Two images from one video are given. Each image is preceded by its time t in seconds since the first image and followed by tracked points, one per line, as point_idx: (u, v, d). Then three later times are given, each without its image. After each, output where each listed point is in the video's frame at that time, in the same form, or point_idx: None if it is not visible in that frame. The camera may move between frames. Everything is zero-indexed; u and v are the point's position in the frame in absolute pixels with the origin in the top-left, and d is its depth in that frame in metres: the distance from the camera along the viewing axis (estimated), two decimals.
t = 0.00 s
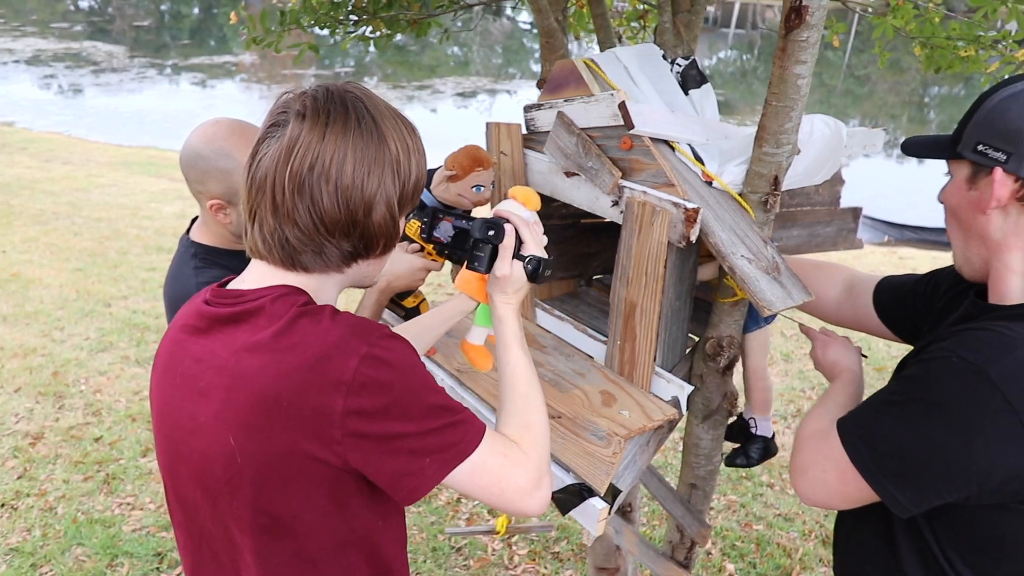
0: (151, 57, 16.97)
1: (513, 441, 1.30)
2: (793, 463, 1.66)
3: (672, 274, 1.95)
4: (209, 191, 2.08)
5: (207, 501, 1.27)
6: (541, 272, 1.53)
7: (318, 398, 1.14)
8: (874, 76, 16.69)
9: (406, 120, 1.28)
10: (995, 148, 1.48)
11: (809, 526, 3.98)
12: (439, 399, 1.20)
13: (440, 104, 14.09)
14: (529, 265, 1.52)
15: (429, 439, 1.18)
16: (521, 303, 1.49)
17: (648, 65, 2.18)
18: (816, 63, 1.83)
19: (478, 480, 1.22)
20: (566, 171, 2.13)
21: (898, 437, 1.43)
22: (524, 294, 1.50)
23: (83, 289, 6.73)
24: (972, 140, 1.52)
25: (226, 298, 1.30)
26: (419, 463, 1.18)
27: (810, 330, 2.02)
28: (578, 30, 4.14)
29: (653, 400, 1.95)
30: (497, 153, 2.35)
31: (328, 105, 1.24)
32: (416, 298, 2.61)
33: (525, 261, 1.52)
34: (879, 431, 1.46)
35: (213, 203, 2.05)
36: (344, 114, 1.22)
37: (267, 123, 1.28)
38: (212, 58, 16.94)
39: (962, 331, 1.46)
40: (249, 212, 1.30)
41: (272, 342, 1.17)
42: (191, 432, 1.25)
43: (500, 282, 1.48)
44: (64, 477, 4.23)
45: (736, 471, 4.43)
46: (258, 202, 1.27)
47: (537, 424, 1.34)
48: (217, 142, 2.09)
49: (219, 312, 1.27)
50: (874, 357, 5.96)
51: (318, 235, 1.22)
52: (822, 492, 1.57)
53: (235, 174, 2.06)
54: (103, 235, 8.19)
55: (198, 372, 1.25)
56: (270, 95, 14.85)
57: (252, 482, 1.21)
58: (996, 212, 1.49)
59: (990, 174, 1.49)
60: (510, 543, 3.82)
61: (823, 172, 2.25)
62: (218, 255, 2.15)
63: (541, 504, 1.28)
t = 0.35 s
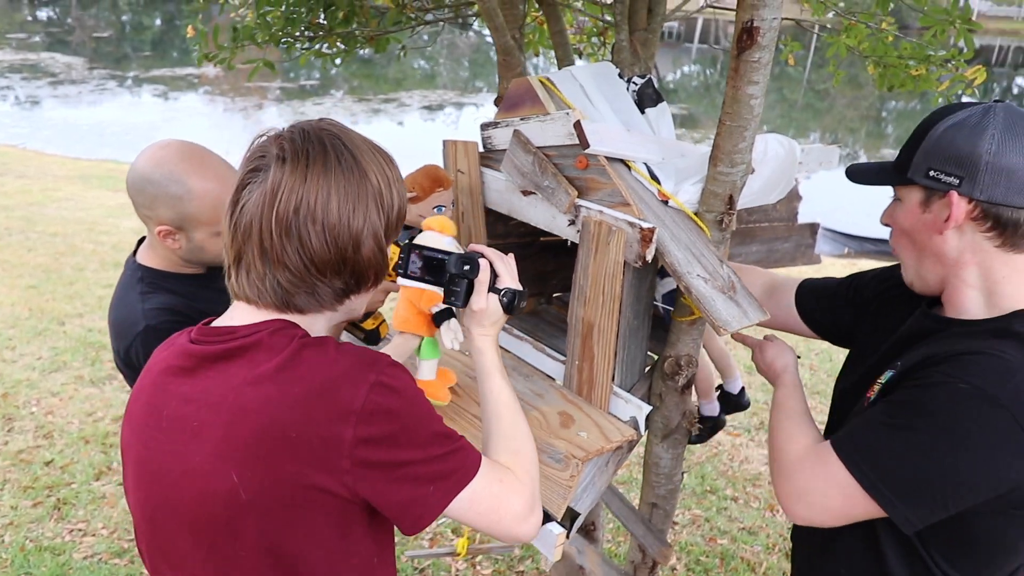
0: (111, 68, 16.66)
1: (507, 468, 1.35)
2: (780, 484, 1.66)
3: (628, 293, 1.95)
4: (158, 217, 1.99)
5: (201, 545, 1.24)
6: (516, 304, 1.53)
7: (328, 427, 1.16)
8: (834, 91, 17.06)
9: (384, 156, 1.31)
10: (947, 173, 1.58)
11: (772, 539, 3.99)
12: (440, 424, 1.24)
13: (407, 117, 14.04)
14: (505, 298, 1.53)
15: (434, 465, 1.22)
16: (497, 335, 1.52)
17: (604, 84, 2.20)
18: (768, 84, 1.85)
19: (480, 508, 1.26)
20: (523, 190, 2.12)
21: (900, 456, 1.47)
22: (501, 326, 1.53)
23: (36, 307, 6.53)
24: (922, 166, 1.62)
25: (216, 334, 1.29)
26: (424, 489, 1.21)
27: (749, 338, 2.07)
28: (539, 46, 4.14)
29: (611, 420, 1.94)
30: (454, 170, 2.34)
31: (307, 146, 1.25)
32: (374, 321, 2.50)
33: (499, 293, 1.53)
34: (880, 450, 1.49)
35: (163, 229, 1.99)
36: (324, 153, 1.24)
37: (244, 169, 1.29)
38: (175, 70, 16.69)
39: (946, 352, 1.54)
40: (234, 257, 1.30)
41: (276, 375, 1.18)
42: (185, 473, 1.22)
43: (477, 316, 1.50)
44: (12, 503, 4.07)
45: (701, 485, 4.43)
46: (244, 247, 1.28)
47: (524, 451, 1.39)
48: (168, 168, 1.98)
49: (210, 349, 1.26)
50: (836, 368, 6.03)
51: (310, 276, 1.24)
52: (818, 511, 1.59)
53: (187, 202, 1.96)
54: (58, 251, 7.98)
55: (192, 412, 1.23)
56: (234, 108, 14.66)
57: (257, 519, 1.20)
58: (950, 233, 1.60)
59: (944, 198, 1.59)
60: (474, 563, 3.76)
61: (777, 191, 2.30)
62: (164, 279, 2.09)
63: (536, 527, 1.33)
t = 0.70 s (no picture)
0: (101, 73, 16.56)
1: (520, 455, 1.43)
2: (823, 486, 1.56)
3: (620, 303, 1.93)
4: (145, 241, 1.96)
5: (229, 522, 1.31)
6: (515, 307, 1.63)
7: (364, 413, 1.27)
8: (824, 95, 17.13)
9: (397, 184, 1.42)
10: (953, 175, 1.61)
11: (766, 546, 3.98)
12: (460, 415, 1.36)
13: (399, 122, 14.01)
14: (505, 302, 1.62)
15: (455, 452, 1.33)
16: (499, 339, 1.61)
17: (594, 91, 2.18)
18: (758, 93, 1.85)
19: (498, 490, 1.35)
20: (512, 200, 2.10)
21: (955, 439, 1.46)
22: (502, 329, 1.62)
23: (24, 316, 6.46)
24: (926, 168, 1.64)
25: (251, 333, 1.39)
26: (444, 469, 1.31)
27: (737, 363, 1.98)
28: (529, 53, 4.12)
29: (603, 432, 1.92)
30: (443, 180, 2.34)
31: (327, 173, 1.36)
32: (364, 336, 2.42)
33: (499, 299, 1.62)
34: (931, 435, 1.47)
35: (149, 253, 1.97)
36: (343, 180, 1.35)
37: (269, 196, 1.39)
38: (164, 75, 16.61)
39: (970, 340, 1.58)
40: (260, 276, 1.40)
41: (314, 365, 1.29)
42: (221, 455, 1.31)
43: (480, 321, 1.60)
44: None
45: (695, 492, 4.41)
46: (270, 266, 1.38)
47: (534, 439, 1.48)
48: (159, 195, 1.94)
49: (246, 345, 1.35)
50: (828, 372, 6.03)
51: (333, 289, 1.34)
52: (871, 507, 1.50)
53: (177, 229, 1.94)
54: (47, 260, 7.90)
55: (230, 399, 1.33)
56: (224, 114, 14.59)
57: (289, 495, 1.28)
58: (954, 231, 1.62)
59: (950, 199, 1.62)
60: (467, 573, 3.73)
61: (768, 201, 2.30)
62: (147, 295, 2.06)
63: (549, 508, 1.43)
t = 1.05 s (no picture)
0: (96, 85, 16.55)
1: (527, 448, 1.57)
2: (845, 488, 1.49)
3: (618, 315, 1.92)
4: (147, 255, 1.95)
5: (246, 492, 1.41)
6: (520, 312, 1.80)
7: (381, 398, 1.39)
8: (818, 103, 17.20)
9: (416, 203, 1.57)
10: (946, 178, 1.62)
11: (766, 557, 3.96)
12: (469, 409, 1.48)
13: (394, 132, 14.02)
14: (510, 308, 1.79)
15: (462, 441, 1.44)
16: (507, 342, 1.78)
17: (590, 103, 2.19)
18: (756, 104, 1.84)
19: (507, 481, 1.48)
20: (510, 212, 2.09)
21: (971, 423, 1.43)
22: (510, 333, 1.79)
23: (18, 329, 6.42)
24: (919, 173, 1.65)
25: (278, 323, 1.51)
26: (453, 455, 1.43)
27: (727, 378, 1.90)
28: (525, 64, 4.12)
29: (602, 445, 1.90)
30: (440, 192, 2.32)
31: (357, 189, 1.50)
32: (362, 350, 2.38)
33: (506, 306, 1.79)
34: (946, 420, 1.43)
35: (151, 266, 1.95)
36: (371, 196, 1.50)
37: (303, 207, 1.54)
38: (159, 86, 16.59)
39: (970, 330, 1.57)
40: (289, 280, 1.52)
41: (337, 353, 1.41)
42: (243, 431, 1.41)
43: (488, 326, 1.77)
44: None
45: (693, 502, 4.39)
46: (300, 270, 1.50)
47: (541, 434, 1.62)
48: (167, 209, 1.94)
49: (274, 334, 1.48)
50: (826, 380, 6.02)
51: (357, 292, 1.46)
52: (895, 501, 1.44)
53: (182, 243, 1.94)
54: (41, 272, 7.86)
55: (256, 379, 1.44)
56: (219, 124, 14.58)
57: (305, 470, 1.39)
58: (949, 232, 1.62)
59: (945, 202, 1.63)
60: None
61: (766, 212, 2.30)
62: (144, 310, 2.04)
63: (557, 499, 1.56)
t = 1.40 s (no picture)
0: (91, 89, 16.53)
1: (528, 450, 1.57)
2: (867, 503, 1.44)
3: (611, 321, 1.91)
4: (142, 261, 1.94)
5: (248, 489, 1.40)
6: (520, 316, 1.79)
7: (385, 398, 1.39)
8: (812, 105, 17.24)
9: (425, 210, 1.58)
10: (926, 182, 1.62)
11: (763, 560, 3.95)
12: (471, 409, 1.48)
13: (390, 135, 14.01)
14: (510, 312, 1.78)
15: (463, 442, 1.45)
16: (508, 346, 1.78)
17: (582, 109, 2.19)
18: (747, 110, 1.84)
19: (507, 481, 1.48)
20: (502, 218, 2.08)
21: (983, 423, 1.42)
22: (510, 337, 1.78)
23: (12, 336, 6.39)
24: (901, 178, 1.65)
25: (284, 323, 1.51)
26: (453, 455, 1.43)
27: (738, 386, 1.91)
28: (518, 69, 4.12)
29: (597, 453, 1.89)
30: (432, 198, 2.31)
31: (369, 197, 1.51)
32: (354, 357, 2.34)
33: (506, 309, 1.78)
34: (958, 423, 1.42)
35: (145, 272, 1.94)
36: (382, 204, 1.51)
37: (314, 213, 1.54)
38: (154, 91, 16.56)
39: (970, 330, 1.57)
40: (299, 285, 1.53)
41: (341, 353, 1.41)
42: (248, 427, 1.41)
43: (488, 330, 1.76)
44: None
45: (690, 506, 4.38)
46: (309, 276, 1.51)
47: (543, 437, 1.61)
48: (163, 215, 1.93)
49: (280, 333, 1.48)
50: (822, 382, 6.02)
51: (365, 298, 1.47)
52: (918, 511, 1.40)
53: (178, 249, 1.93)
54: (35, 278, 7.83)
55: (261, 377, 1.44)
56: (215, 129, 14.56)
57: (307, 468, 1.38)
58: (932, 234, 1.62)
59: (926, 205, 1.63)
60: None
61: (758, 217, 2.30)
62: (136, 319, 2.02)
63: (557, 499, 1.56)
